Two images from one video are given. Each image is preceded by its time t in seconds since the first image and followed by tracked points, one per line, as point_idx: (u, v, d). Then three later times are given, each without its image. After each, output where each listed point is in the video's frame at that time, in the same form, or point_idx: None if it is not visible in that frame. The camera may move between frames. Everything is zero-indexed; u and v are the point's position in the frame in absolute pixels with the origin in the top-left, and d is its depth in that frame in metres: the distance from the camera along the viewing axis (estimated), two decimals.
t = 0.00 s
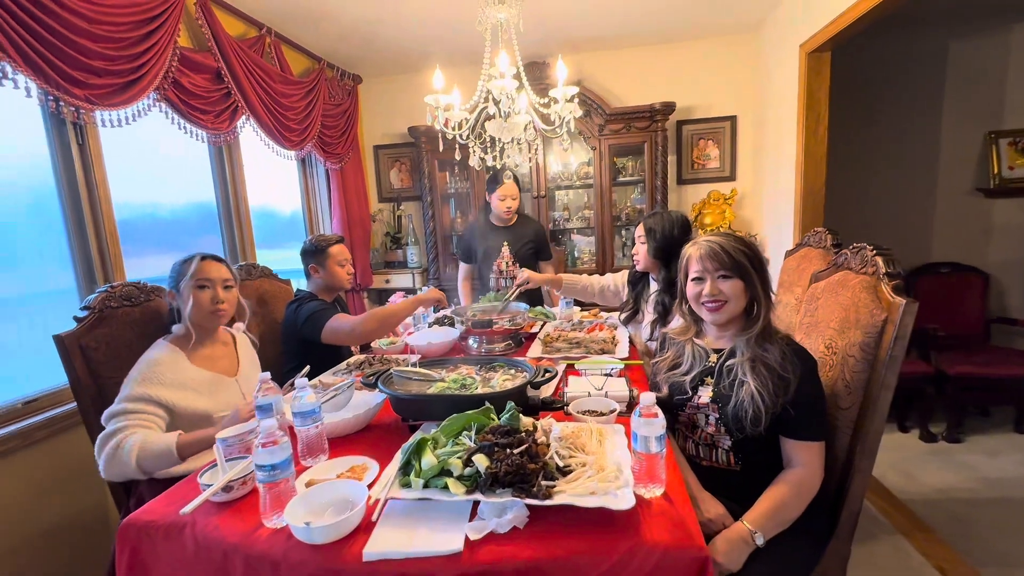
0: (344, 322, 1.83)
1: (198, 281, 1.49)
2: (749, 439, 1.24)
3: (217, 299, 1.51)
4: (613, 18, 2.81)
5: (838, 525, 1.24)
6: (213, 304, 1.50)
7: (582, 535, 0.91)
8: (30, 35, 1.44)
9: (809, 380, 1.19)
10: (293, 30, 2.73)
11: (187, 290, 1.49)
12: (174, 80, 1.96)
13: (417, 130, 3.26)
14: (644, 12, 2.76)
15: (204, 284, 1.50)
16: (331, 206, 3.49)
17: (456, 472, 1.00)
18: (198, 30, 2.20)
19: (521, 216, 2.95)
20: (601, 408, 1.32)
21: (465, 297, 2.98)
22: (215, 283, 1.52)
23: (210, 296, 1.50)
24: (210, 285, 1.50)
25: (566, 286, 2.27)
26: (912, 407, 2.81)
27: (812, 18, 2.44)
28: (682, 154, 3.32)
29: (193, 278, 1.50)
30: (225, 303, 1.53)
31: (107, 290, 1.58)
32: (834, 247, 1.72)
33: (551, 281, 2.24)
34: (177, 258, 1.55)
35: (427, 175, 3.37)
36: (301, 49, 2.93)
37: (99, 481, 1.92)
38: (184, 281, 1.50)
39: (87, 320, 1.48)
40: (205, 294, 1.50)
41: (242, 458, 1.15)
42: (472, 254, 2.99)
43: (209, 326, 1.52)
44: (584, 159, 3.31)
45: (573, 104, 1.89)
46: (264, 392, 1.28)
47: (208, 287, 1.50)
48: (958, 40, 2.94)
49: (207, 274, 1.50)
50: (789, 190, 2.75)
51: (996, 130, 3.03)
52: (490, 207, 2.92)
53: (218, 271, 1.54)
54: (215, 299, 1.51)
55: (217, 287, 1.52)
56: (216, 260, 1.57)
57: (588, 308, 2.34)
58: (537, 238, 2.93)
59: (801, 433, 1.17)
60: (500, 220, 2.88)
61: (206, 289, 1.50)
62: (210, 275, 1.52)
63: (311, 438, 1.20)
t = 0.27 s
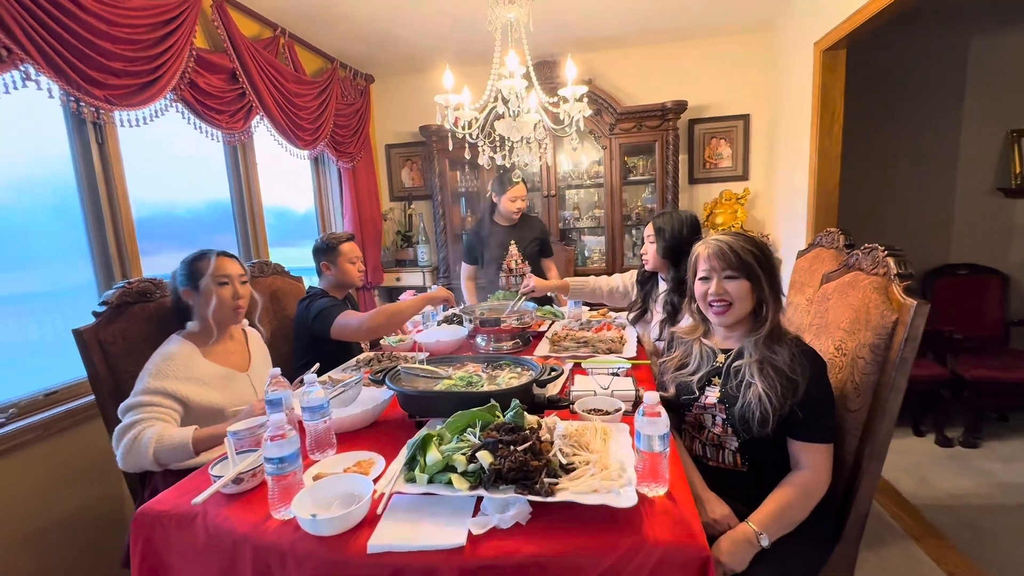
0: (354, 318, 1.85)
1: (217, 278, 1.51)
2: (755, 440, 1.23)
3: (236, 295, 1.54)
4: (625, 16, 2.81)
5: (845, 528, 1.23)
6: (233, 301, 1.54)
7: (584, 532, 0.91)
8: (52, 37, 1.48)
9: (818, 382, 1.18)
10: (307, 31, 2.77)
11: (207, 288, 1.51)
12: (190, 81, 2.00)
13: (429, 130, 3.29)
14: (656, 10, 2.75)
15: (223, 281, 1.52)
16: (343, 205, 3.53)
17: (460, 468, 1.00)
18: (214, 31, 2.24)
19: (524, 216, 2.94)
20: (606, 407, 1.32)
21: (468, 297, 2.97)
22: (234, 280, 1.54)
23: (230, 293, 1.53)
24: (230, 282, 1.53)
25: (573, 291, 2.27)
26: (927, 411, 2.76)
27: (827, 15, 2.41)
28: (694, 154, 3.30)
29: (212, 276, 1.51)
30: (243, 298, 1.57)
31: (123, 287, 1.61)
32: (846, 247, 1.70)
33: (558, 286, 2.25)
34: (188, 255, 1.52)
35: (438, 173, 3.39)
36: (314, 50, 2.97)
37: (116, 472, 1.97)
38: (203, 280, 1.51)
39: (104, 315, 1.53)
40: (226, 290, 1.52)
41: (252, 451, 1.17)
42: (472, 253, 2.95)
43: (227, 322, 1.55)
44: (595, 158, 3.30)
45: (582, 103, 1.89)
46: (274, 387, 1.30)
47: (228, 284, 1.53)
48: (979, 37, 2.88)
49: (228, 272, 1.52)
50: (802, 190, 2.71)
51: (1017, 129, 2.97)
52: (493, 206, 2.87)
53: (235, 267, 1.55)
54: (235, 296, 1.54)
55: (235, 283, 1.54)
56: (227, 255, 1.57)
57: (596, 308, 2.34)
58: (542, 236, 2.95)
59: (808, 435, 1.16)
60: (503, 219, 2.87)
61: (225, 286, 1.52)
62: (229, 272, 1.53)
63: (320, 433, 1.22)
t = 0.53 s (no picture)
0: (360, 317, 1.87)
1: (223, 276, 1.55)
2: (753, 445, 1.22)
3: (243, 292, 1.59)
4: (634, 17, 2.80)
5: (845, 535, 1.21)
6: (241, 298, 1.59)
7: (574, 533, 0.91)
8: (69, 42, 1.53)
9: (818, 392, 1.15)
10: (319, 34, 2.81)
11: (214, 286, 1.54)
12: (203, 83, 2.04)
13: (438, 131, 3.31)
14: (665, 11, 2.73)
15: (230, 279, 1.56)
16: (353, 206, 3.57)
17: (453, 466, 1.02)
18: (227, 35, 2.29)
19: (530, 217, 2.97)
20: (604, 409, 1.32)
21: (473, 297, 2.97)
22: (240, 277, 1.59)
23: (238, 290, 1.58)
24: (236, 279, 1.58)
25: (578, 289, 2.26)
26: (942, 418, 2.70)
27: (839, 15, 2.37)
28: (704, 156, 3.28)
29: (219, 274, 1.55)
30: (250, 296, 1.62)
31: (137, 282, 1.66)
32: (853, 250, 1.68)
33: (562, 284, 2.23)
34: (192, 255, 1.56)
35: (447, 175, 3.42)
36: (326, 52, 3.02)
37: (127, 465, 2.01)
38: (210, 278, 1.54)
39: (114, 312, 1.57)
40: (234, 288, 1.57)
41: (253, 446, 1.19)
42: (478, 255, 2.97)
43: (235, 319, 1.60)
44: (603, 160, 3.30)
45: (586, 105, 1.90)
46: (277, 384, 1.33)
47: (235, 281, 1.57)
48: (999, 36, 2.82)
49: (234, 270, 1.56)
50: (813, 192, 2.68)
51: None
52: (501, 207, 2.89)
53: (240, 265, 1.60)
54: (243, 293, 1.59)
55: (242, 280, 1.59)
56: (232, 254, 1.62)
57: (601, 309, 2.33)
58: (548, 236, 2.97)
59: (805, 442, 1.14)
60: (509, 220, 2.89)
61: (232, 283, 1.57)
62: (235, 270, 1.58)
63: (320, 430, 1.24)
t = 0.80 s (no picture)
0: (360, 313, 1.88)
1: (220, 275, 1.58)
2: (738, 448, 1.21)
3: (239, 291, 1.62)
4: (637, 18, 2.78)
5: (835, 541, 1.20)
6: (237, 297, 1.61)
7: (552, 534, 0.91)
8: (72, 43, 1.56)
9: (805, 395, 1.14)
10: (323, 35, 2.84)
11: (210, 285, 1.56)
12: (206, 84, 2.07)
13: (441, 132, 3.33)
14: (668, 12, 2.72)
15: (226, 278, 1.59)
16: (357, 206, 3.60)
17: (435, 466, 1.02)
18: (231, 36, 2.32)
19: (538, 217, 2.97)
20: (593, 410, 1.32)
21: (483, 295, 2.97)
22: (236, 276, 1.62)
23: (234, 289, 1.60)
24: (233, 278, 1.60)
25: (574, 291, 2.26)
26: (949, 425, 2.65)
27: (845, 15, 2.34)
28: (709, 157, 3.26)
29: (216, 273, 1.57)
30: (246, 295, 1.64)
31: (137, 280, 1.69)
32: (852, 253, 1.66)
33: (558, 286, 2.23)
34: (189, 253, 1.59)
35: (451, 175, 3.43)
36: (330, 53, 3.05)
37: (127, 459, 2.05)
38: (206, 276, 1.56)
39: (113, 309, 1.60)
40: (230, 287, 1.59)
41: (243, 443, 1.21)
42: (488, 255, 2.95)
43: (230, 318, 1.61)
44: (606, 161, 3.29)
45: (584, 106, 1.89)
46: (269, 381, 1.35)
47: (231, 280, 1.60)
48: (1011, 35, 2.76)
49: (231, 269, 1.59)
50: (818, 194, 2.65)
51: None
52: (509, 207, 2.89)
53: (237, 264, 1.63)
54: (239, 292, 1.61)
55: (238, 279, 1.62)
56: (230, 254, 1.65)
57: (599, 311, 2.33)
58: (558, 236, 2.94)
59: (788, 443, 1.14)
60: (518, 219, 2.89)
61: (229, 282, 1.59)
62: (231, 269, 1.61)
63: (309, 428, 1.25)
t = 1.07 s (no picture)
0: (357, 312, 1.89)
1: (216, 276, 1.59)
2: (729, 452, 1.20)
3: (234, 292, 1.63)
4: (638, 19, 2.78)
5: (823, 547, 1.18)
6: (230, 298, 1.62)
7: (530, 535, 0.91)
8: (72, 43, 1.59)
9: (796, 399, 1.13)
10: (325, 36, 2.86)
11: (206, 284, 1.59)
12: (207, 84, 2.10)
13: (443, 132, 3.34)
14: (669, 13, 2.71)
15: (222, 279, 1.60)
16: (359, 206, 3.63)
17: (416, 465, 1.02)
18: (232, 37, 2.34)
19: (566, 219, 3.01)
20: (580, 412, 1.32)
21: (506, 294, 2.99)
22: (233, 278, 1.63)
23: (228, 290, 1.61)
24: (228, 280, 1.61)
25: (569, 293, 2.25)
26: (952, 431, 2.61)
27: (848, 15, 2.32)
28: (711, 159, 3.24)
29: (212, 273, 1.59)
30: (241, 296, 1.65)
31: (133, 278, 1.71)
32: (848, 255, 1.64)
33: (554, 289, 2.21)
34: (191, 252, 1.62)
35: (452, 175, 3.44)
36: (332, 54, 3.07)
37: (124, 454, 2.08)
38: (203, 275, 1.59)
39: (110, 305, 1.62)
40: (224, 288, 1.60)
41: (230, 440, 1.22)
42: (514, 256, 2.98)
43: (223, 318, 1.63)
44: (608, 162, 3.28)
45: (579, 107, 1.89)
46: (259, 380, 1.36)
47: (226, 281, 1.61)
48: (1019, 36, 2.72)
49: (227, 270, 1.60)
50: (820, 196, 2.62)
51: None
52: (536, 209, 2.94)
53: (234, 266, 1.64)
54: (233, 293, 1.62)
55: (234, 281, 1.63)
56: (231, 255, 1.67)
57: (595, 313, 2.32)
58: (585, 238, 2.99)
59: (779, 449, 1.12)
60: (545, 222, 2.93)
61: (224, 283, 1.60)
62: (228, 271, 1.62)
63: (296, 426, 1.25)
